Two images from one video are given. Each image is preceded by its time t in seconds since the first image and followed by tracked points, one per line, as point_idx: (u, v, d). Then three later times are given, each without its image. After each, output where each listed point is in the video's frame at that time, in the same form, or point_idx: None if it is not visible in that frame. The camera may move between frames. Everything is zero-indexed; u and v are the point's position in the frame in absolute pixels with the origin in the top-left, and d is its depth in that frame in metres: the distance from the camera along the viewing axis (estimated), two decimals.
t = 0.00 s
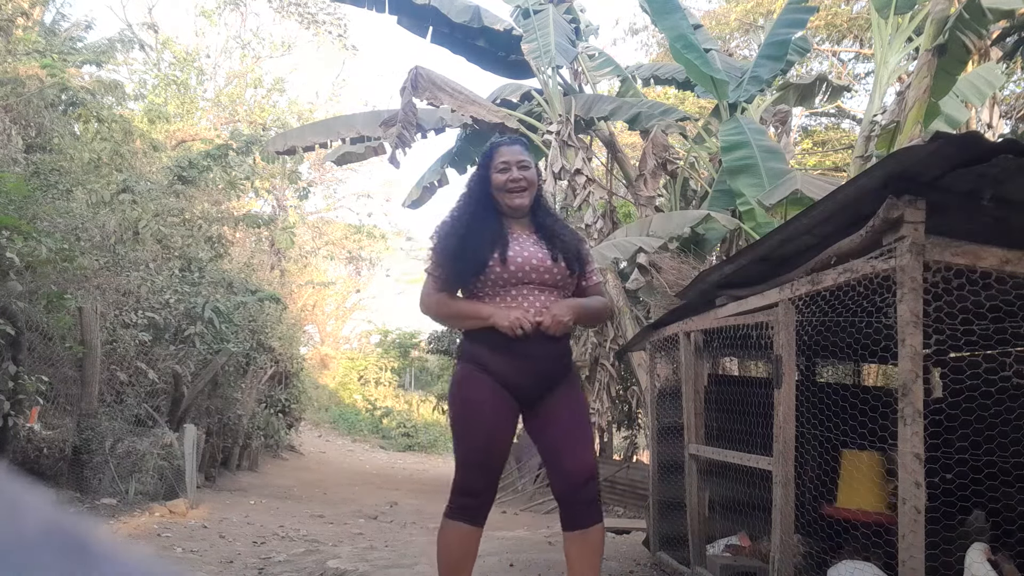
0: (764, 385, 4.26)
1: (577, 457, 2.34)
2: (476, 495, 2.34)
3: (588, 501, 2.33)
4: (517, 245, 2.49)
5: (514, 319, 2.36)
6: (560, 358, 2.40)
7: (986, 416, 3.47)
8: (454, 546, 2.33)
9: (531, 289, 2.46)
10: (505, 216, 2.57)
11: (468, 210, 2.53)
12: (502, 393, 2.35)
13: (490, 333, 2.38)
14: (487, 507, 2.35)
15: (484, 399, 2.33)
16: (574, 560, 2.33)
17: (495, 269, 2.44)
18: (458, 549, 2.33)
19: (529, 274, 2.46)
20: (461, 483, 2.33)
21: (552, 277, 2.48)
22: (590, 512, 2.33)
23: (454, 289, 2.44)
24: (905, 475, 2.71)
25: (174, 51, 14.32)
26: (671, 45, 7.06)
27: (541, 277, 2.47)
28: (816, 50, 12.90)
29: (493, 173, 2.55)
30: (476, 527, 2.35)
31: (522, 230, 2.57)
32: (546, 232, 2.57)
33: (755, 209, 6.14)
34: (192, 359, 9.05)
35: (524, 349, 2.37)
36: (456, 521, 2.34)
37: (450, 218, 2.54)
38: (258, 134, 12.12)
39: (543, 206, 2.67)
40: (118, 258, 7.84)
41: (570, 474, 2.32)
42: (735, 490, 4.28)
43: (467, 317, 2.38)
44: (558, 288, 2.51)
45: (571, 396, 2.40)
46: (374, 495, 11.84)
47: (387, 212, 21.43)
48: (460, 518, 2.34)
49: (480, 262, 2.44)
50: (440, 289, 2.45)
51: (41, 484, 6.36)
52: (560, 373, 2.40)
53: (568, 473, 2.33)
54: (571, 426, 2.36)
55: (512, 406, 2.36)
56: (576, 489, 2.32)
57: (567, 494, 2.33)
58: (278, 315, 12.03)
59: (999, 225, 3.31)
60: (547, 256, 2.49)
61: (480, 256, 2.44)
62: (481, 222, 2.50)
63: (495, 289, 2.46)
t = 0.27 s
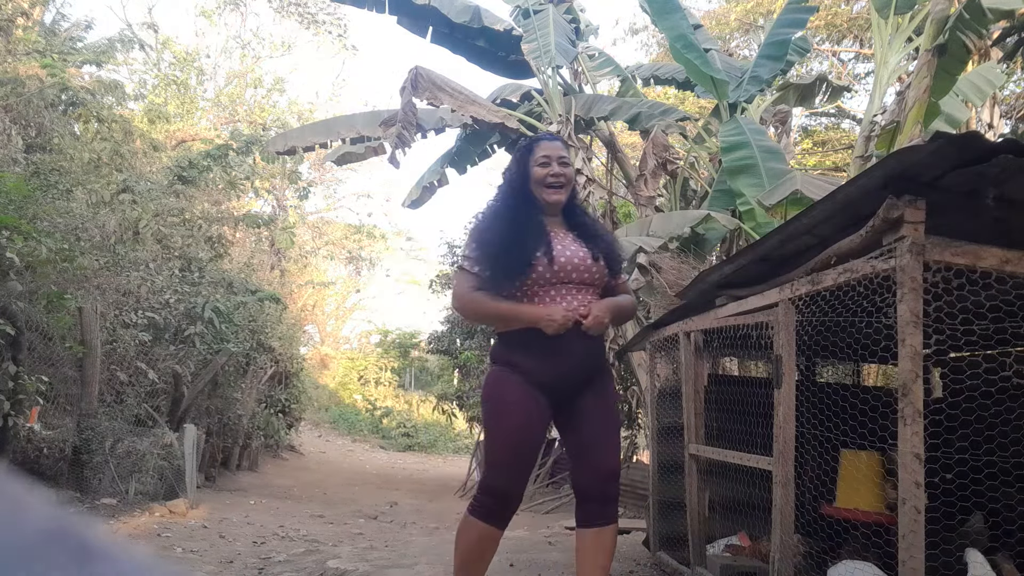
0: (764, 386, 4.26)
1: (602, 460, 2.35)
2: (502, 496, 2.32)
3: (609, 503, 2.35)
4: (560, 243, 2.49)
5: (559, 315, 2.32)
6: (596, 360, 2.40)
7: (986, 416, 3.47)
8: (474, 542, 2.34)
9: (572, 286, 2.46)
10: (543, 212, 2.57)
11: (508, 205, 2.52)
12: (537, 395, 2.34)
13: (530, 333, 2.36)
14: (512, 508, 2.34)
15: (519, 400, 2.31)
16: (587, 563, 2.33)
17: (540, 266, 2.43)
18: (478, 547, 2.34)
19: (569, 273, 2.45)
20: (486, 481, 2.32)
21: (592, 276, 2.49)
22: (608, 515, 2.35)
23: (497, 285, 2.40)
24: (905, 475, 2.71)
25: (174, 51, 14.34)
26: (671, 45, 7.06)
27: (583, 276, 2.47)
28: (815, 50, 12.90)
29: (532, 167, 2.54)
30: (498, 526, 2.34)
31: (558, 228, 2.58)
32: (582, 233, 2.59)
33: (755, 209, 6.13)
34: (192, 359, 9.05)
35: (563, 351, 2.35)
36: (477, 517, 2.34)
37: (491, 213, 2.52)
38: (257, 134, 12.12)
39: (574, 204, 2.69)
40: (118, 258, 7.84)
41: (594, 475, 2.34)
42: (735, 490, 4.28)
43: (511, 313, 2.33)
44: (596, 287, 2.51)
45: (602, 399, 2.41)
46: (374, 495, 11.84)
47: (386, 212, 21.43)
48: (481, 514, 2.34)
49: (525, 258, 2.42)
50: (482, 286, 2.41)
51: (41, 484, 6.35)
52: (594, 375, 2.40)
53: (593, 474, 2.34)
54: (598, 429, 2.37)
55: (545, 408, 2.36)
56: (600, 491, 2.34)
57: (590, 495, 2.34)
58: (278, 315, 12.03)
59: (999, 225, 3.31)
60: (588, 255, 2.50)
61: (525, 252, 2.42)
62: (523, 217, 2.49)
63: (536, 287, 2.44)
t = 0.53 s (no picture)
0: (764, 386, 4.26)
1: (615, 460, 2.32)
2: (515, 492, 2.30)
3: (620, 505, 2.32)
4: (576, 242, 2.46)
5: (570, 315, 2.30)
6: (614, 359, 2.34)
7: (985, 416, 3.47)
8: (487, 536, 2.33)
9: (588, 286, 2.43)
10: (568, 211, 2.55)
11: (531, 205, 2.53)
12: (552, 393, 2.32)
13: (544, 331, 2.35)
14: (527, 506, 2.33)
15: (533, 398, 2.31)
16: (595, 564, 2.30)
17: (555, 265, 2.42)
18: (491, 544, 2.34)
19: (584, 272, 2.42)
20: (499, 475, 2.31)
21: (609, 275, 2.44)
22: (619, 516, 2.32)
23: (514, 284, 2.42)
24: (905, 475, 2.71)
25: (174, 51, 14.35)
26: (671, 45, 7.06)
27: (598, 275, 2.43)
28: (815, 50, 12.90)
29: (557, 165, 2.53)
30: (512, 524, 2.33)
31: (581, 227, 2.54)
32: (604, 230, 2.53)
33: (755, 209, 6.13)
34: (192, 359, 9.06)
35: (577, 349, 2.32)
36: (490, 512, 2.33)
37: (513, 213, 2.54)
38: (257, 134, 12.12)
39: (604, 203, 2.64)
40: (118, 258, 7.84)
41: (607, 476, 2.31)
42: (734, 490, 4.28)
43: (523, 314, 2.33)
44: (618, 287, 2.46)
45: (621, 399, 2.35)
46: (374, 495, 11.84)
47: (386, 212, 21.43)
48: (494, 509, 2.33)
49: (540, 257, 2.42)
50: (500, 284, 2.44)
51: (41, 484, 6.35)
52: (614, 374, 2.35)
53: (606, 474, 2.31)
54: (615, 429, 2.32)
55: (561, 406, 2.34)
56: (612, 492, 2.31)
57: (602, 495, 2.32)
58: (278, 315, 12.03)
59: (999, 225, 3.31)
60: (604, 254, 2.45)
61: (540, 251, 2.43)
62: (544, 218, 2.49)
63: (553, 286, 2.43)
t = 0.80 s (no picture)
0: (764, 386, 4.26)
1: (622, 460, 2.30)
2: (520, 489, 2.30)
3: (626, 506, 2.30)
4: (572, 238, 2.41)
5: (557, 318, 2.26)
6: (621, 358, 2.31)
7: (986, 416, 3.47)
8: (494, 534, 2.33)
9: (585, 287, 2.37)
10: (578, 205, 2.52)
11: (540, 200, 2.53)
12: (557, 393, 2.33)
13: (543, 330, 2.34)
14: (534, 506, 2.32)
15: (538, 397, 2.32)
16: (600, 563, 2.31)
17: (550, 262, 2.40)
18: (498, 543, 2.33)
19: (578, 271, 2.36)
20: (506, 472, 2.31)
21: (606, 274, 2.36)
22: (624, 517, 2.31)
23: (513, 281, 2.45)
24: (905, 475, 2.71)
25: (174, 51, 14.35)
26: (671, 45, 7.06)
27: (593, 274, 2.36)
28: (815, 50, 12.90)
29: (570, 160, 2.51)
30: (520, 523, 2.32)
31: (588, 222, 2.50)
32: (606, 224, 2.45)
33: (755, 209, 6.13)
34: (192, 359, 9.06)
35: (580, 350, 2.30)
36: (496, 509, 2.33)
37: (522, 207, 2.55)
38: (257, 133, 12.12)
39: (621, 199, 2.58)
40: (118, 258, 7.85)
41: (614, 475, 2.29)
42: (734, 490, 4.29)
43: (519, 312, 2.33)
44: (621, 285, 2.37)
45: (629, 397, 2.32)
46: (374, 495, 11.84)
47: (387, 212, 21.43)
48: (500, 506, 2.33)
49: (539, 254, 2.42)
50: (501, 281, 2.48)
51: (42, 484, 6.35)
52: (622, 375, 2.32)
53: (612, 475, 2.29)
54: (622, 429, 2.30)
55: (567, 405, 2.34)
56: (617, 493, 2.29)
57: (609, 497, 2.30)
58: (278, 315, 12.02)
59: (999, 225, 3.31)
60: (598, 250, 2.37)
61: (539, 247, 2.42)
62: (548, 214, 2.49)
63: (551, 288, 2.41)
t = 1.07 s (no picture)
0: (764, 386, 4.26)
1: (621, 461, 2.26)
2: (518, 488, 2.30)
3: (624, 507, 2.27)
4: (564, 237, 2.39)
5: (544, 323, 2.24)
6: (620, 359, 2.26)
7: (985, 416, 3.46)
8: (494, 533, 2.34)
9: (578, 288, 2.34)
10: (581, 203, 2.51)
11: (545, 201, 2.55)
12: (555, 393, 2.31)
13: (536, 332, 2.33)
14: (532, 504, 2.31)
15: (536, 397, 2.31)
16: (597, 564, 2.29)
17: (543, 260, 2.38)
18: (498, 541, 2.33)
19: (569, 270, 2.34)
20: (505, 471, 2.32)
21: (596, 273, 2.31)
22: (623, 518, 2.28)
23: (512, 282, 2.47)
24: (905, 475, 2.70)
25: (174, 51, 14.35)
26: (671, 45, 7.06)
27: (583, 275, 2.32)
28: (816, 50, 12.90)
29: (571, 157, 2.51)
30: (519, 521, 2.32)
31: (588, 220, 2.48)
32: (602, 219, 2.41)
33: (755, 209, 6.13)
34: (192, 360, 9.06)
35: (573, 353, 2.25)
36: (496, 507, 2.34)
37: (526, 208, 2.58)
38: (257, 133, 12.12)
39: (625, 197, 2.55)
40: (118, 258, 7.85)
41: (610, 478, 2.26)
42: (734, 490, 4.29)
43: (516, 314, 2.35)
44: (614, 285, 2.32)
45: (629, 399, 2.28)
46: (374, 495, 11.84)
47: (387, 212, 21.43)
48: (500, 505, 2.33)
49: (532, 251, 2.42)
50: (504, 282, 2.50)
51: (42, 484, 6.35)
52: (620, 376, 2.28)
53: (610, 476, 2.26)
54: (621, 430, 2.27)
55: (566, 405, 2.33)
56: (616, 494, 2.26)
57: (608, 498, 2.27)
58: (278, 315, 12.02)
59: (999, 225, 3.31)
60: (587, 249, 2.33)
61: (533, 244, 2.43)
62: (549, 213, 2.51)
63: (547, 289, 2.39)
